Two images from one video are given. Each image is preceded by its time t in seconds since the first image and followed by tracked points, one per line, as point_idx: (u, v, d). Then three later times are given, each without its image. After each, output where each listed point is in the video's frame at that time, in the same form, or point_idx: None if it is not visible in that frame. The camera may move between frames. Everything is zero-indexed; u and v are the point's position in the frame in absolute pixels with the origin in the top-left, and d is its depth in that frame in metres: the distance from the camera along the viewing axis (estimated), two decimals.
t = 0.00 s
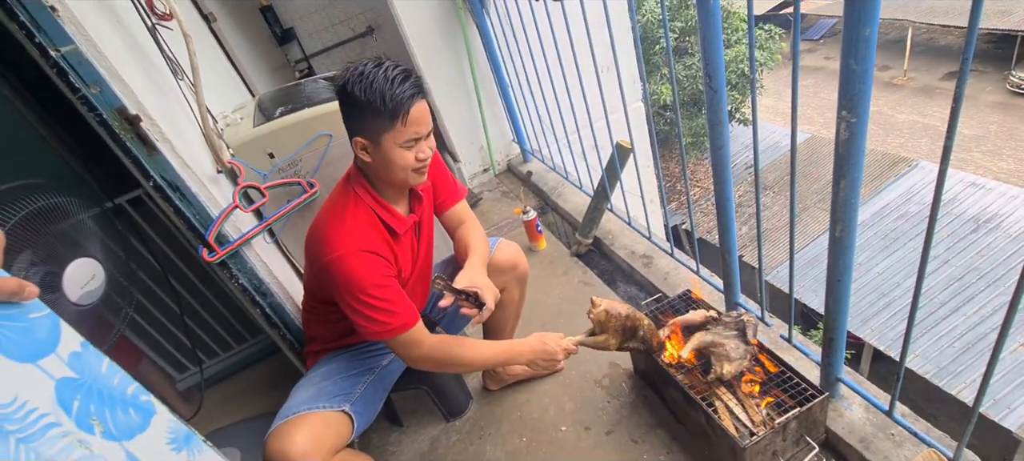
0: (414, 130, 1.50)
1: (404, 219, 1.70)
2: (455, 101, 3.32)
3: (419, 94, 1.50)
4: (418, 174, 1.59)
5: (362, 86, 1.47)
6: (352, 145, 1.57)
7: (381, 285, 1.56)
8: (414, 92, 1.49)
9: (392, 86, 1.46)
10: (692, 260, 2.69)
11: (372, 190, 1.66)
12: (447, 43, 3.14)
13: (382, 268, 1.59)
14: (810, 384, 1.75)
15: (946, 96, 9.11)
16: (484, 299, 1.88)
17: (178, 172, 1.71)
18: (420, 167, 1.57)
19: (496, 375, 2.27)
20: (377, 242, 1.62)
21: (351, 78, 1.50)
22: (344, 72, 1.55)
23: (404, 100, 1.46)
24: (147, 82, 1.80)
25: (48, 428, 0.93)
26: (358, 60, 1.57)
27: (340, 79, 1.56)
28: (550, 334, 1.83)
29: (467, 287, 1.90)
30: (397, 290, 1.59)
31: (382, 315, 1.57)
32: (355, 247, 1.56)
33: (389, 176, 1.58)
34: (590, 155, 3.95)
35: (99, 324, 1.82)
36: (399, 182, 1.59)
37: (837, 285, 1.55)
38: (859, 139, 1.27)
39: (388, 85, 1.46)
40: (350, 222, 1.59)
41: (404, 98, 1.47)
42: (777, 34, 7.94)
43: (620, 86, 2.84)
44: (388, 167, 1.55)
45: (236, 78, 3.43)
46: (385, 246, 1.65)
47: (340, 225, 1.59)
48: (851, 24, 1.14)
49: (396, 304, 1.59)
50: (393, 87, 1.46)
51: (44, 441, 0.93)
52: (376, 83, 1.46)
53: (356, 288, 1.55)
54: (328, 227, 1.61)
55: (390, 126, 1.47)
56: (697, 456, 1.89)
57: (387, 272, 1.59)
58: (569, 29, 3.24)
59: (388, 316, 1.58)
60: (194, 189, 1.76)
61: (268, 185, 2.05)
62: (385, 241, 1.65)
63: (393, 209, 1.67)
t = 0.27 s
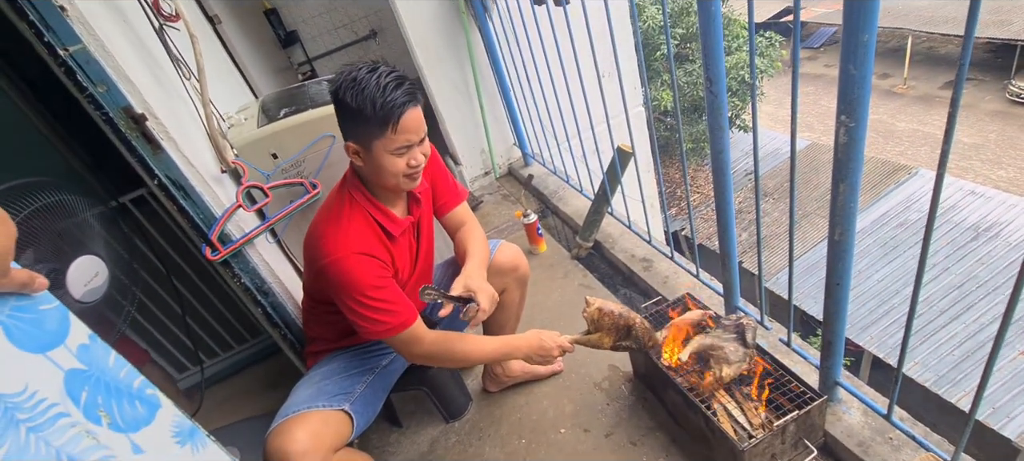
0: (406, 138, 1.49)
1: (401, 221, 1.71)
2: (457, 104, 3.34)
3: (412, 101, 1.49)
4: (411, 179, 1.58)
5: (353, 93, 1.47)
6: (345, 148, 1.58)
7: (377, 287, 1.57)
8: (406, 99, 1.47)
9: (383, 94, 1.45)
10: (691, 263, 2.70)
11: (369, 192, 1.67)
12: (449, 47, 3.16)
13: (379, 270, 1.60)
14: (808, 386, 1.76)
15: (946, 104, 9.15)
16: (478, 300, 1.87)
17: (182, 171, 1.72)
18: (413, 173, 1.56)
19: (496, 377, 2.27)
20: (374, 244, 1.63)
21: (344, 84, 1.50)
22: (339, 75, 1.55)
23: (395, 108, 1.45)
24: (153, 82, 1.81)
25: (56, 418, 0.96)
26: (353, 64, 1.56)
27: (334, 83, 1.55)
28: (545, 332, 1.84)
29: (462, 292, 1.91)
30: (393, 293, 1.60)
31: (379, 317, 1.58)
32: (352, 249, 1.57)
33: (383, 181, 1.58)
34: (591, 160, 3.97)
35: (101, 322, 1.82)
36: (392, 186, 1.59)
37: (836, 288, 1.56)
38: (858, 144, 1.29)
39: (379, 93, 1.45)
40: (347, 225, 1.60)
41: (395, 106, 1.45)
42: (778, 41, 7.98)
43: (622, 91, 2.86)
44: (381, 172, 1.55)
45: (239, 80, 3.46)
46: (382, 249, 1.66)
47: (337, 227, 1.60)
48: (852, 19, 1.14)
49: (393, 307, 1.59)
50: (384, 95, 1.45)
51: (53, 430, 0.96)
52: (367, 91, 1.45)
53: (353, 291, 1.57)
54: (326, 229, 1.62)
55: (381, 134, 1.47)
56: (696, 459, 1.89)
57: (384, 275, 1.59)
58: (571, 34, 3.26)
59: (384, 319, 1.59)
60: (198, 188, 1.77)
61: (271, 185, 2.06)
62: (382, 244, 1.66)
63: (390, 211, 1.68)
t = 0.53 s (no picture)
0: (391, 149, 1.47)
1: (397, 226, 1.71)
2: (458, 109, 3.34)
3: (397, 112, 1.45)
4: (399, 188, 1.57)
5: (338, 104, 1.45)
6: (336, 156, 1.58)
7: (371, 294, 1.57)
8: (390, 110, 1.44)
9: (366, 106, 1.42)
10: (691, 269, 2.70)
11: (365, 198, 1.67)
12: (450, 52, 3.17)
13: (374, 277, 1.59)
14: (807, 394, 1.76)
15: (945, 112, 9.17)
16: (477, 312, 1.84)
17: (182, 174, 1.72)
18: (400, 184, 1.55)
19: (495, 383, 2.27)
20: (370, 251, 1.63)
21: (330, 92, 1.48)
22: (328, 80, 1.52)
23: (378, 120, 1.42)
24: (155, 84, 1.82)
25: (54, 420, 0.90)
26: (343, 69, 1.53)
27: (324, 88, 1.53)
28: (544, 334, 1.82)
29: (461, 302, 1.89)
30: (387, 300, 1.59)
31: (375, 322, 1.58)
32: (346, 255, 1.57)
33: (372, 189, 1.58)
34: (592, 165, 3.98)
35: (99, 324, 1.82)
36: (382, 194, 1.59)
37: (835, 295, 1.56)
38: (857, 151, 1.29)
39: (361, 105, 1.42)
40: (342, 231, 1.60)
41: (378, 118, 1.42)
42: (777, 49, 8.01)
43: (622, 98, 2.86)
44: (369, 182, 1.55)
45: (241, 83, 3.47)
46: (377, 254, 1.65)
47: (333, 233, 1.60)
48: (854, 6, 1.12)
49: (387, 313, 1.59)
50: (367, 107, 1.42)
51: (51, 433, 0.90)
52: (350, 102, 1.43)
53: (346, 297, 1.57)
54: (322, 236, 1.62)
55: (365, 145, 1.46)
56: None
57: (378, 281, 1.59)
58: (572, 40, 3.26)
59: (377, 326, 1.59)
60: (199, 190, 1.77)
61: (271, 188, 2.06)
62: (377, 249, 1.66)
63: (386, 217, 1.68)
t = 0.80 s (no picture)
0: (388, 151, 1.47)
1: (397, 228, 1.71)
2: (460, 111, 3.35)
3: (395, 113, 1.46)
4: (397, 190, 1.57)
5: (335, 106, 1.46)
6: (335, 157, 1.59)
7: (370, 294, 1.56)
8: (389, 112, 1.44)
9: (364, 108, 1.42)
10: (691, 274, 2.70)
11: (366, 199, 1.67)
12: (453, 55, 3.17)
13: (374, 278, 1.59)
14: (807, 400, 1.77)
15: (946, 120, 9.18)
16: (478, 311, 1.86)
17: (184, 173, 1.72)
18: (399, 185, 1.55)
19: (494, 385, 2.27)
20: (370, 251, 1.62)
21: (328, 94, 1.49)
22: (326, 83, 1.53)
23: (376, 121, 1.42)
24: (158, 83, 1.82)
25: (54, 419, 0.91)
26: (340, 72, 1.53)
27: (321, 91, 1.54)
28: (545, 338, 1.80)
29: (461, 303, 1.89)
30: (386, 301, 1.59)
31: (374, 324, 1.58)
32: (346, 256, 1.57)
33: (370, 191, 1.58)
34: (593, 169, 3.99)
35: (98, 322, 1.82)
36: (382, 196, 1.59)
37: (836, 302, 1.56)
38: (859, 159, 1.29)
39: (359, 106, 1.42)
40: (342, 232, 1.60)
41: (375, 120, 1.43)
42: (779, 55, 8.02)
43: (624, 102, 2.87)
44: (368, 183, 1.55)
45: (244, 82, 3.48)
46: (377, 255, 1.65)
47: (333, 234, 1.60)
48: (858, 10, 1.12)
49: (385, 315, 1.58)
50: (365, 108, 1.42)
51: (50, 432, 0.91)
52: (348, 104, 1.43)
53: (344, 298, 1.57)
54: (322, 237, 1.62)
55: (363, 147, 1.46)
56: None
57: (377, 282, 1.59)
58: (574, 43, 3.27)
59: (375, 327, 1.58)
60: (200, 190, 1.77)
61: (272, 188, 2.06)
62: (377, 250, 1.66)
63: (386, 218, 1.68)
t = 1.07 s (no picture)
0: (395, 149, 1.47)
1: (399, 226, 1.71)
2: (462, 112, 3.35)
3: (402, 112, 1.46)
4: (403, 188, 1.58)
5: (341, 106, 1.46)
6: (340, 156, 1.59)
7: (371, 293, 1.57)
8: (395, 110, 1.45)
9: (371, 106, 1.43)
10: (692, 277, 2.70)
11: (368, 197, 1.67)
12: (456, 55, 3.18)
13: (375, 276, 1.59)
14: (806, 404, 1.76)
15: (948, 126, 9.19)
16: (476, 314, 1.86)
17: (187, 170, 1.73)
18: (404, 183, 1.56)
19: (493, 386, 2.27)
20: (371, 250, 1.63)
21: (334, 92, 1.49)
22: (331, 81, 1.53)
23: (384, 120, 1.43)
24: (162, 79, 1.82)
25: (56, 412, 0.88)
26: (345, 70, 1.53)
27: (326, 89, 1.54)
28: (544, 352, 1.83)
29: (460, 304, 1.90)
30: (383, 301, 1.59)
31: (374, 322, 1.58)
32: (347, 255, 1.57)
33: (376, 189, 1.58)
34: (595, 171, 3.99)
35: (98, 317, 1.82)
36: (386, 194, 1.60)
37: (836, 307, 1.56)
38: (862, 164, 1.29)
39: (366, 104, 1.43)
40: (344, 231, 1.60)
41: (382, 119, 1.43)
42: (781, 59, 8.04)
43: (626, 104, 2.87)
44: (373, 181, 1.55)
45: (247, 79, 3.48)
46: (377, 254, 1.65)
47: (335, 232, 1.60)
48: (864, 15, 1.12)
49: (383, 314, 1.58)
50: (372, 106, 1.42)
51: (53, 425, 0.88)
52: (355, 102, 1.43)
53: (344, 296, 1.57)
54: (324, 235, 1.62)
55: (370, 145, 1.46)
56: None
57: (376, 281, 1.59)
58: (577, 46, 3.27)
59: (372, 327, 1.59)
60: (202, 186, 1.77)
61: (275, 186, 2.06)
62: (378, 249, 1.66)
63: (388, 217, 1.68)
